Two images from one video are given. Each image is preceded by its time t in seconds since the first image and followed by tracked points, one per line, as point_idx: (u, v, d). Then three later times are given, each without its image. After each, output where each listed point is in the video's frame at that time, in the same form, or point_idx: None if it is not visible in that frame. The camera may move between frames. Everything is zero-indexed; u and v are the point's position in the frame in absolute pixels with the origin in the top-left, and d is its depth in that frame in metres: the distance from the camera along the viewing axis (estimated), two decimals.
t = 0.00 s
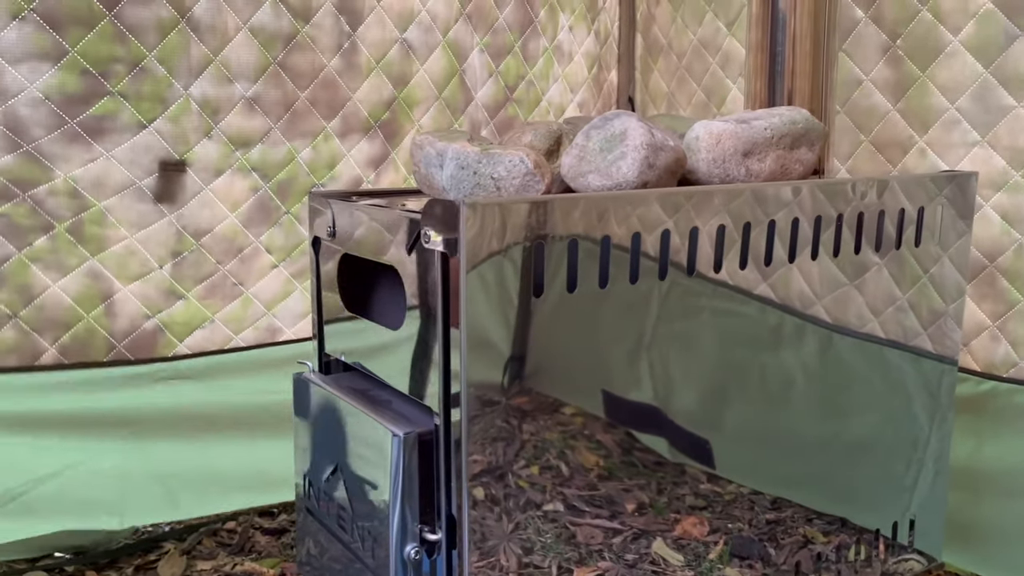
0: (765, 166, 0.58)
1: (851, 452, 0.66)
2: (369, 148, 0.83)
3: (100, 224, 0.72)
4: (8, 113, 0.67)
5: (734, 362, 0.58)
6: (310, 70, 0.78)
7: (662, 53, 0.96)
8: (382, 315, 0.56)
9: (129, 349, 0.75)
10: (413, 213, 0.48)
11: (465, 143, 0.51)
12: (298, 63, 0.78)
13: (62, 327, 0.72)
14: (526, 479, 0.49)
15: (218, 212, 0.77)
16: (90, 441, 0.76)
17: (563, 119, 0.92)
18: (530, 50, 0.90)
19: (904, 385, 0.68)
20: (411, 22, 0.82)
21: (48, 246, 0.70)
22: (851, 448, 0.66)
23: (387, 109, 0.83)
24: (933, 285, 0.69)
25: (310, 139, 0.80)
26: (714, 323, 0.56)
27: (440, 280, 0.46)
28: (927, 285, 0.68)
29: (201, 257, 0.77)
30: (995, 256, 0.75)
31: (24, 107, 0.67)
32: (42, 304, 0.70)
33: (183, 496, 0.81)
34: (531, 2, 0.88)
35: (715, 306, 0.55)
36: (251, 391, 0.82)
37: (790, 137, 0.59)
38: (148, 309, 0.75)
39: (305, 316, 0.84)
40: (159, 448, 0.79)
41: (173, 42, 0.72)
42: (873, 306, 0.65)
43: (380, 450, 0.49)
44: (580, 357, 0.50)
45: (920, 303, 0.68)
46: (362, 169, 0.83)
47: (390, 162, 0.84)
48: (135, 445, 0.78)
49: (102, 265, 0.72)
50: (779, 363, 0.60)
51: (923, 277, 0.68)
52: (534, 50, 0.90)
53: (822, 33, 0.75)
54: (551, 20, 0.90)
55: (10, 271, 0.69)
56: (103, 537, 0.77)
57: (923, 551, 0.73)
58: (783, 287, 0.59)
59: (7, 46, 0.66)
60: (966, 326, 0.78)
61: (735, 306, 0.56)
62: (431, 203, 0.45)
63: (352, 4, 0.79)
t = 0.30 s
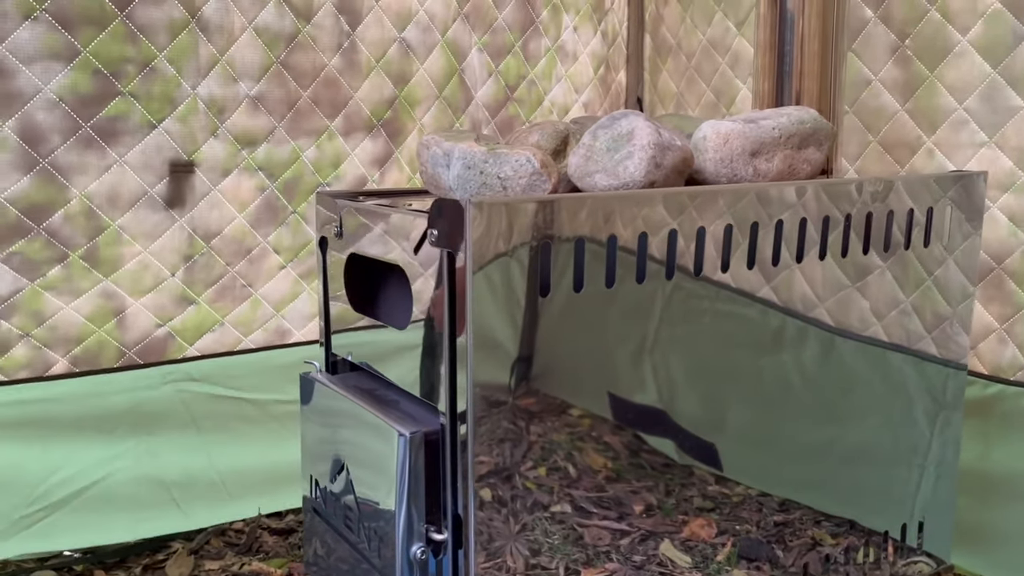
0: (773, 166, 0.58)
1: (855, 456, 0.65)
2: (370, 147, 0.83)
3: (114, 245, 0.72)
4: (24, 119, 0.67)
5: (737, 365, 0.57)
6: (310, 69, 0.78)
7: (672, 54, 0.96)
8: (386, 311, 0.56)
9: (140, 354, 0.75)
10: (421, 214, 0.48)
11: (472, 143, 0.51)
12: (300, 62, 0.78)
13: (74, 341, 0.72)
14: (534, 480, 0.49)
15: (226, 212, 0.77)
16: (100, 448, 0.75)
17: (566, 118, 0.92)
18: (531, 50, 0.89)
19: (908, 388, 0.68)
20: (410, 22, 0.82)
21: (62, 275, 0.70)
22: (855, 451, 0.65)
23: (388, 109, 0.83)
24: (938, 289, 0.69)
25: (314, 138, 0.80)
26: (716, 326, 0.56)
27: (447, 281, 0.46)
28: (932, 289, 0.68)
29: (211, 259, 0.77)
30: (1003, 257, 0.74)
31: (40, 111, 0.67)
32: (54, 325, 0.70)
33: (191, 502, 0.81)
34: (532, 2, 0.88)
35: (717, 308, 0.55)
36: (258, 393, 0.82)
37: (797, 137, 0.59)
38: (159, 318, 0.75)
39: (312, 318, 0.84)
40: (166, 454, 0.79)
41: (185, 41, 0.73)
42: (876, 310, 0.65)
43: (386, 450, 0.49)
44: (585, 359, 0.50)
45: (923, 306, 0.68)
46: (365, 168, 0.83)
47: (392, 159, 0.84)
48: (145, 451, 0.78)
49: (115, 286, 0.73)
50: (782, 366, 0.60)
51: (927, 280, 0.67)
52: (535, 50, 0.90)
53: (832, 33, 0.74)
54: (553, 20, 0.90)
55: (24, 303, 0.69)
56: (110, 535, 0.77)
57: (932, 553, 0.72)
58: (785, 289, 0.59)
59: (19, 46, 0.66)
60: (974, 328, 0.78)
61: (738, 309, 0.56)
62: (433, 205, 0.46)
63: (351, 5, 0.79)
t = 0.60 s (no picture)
0: (783, 164, 0.57)
1: (867, 458, 0.65)
2: (381, 148, 0.83)
3: (128, 250, 0.73)
4: (28, 120, 0.67)
5: (748, 365, 0.57)
6: (322, 70, 0.79)
7: (680, 53, 0.96)
8: (393, 311, 0.56)
9: (148, 352, 0.75)
10: (428, 212, 0.48)
11: (480, 141, 0.51)
12: (310, 63, 0.78)
13: (83, 341, 0.72)
14: (542, 480, 0.49)
15: (234, 212, 0.77)
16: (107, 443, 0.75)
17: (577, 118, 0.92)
18: (543, 50, 0.89)
19: (921, 388, 0.67)
20: (426, 22, 0.82)
21: (76, 283, 0.71)
22: (866, 453, 0.65)
23: (401, 109, 0.83)
24: (952, 288, 0.68)
25: (323, 139, 0.80)
26: (727, 325, 0.55)
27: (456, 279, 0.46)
28: (946, 287, 0.68)
29: (220, 259, 0.77)
30: (1016, 257, 0.74)
31: (43, 111, 0.67)
32: (66, 328, 0.71)
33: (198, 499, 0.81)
34: (544, 2, 0.88)
35: (728, 308, 0.55)
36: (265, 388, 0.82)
37: (808, 135, 0.59)
38: (168, 318, 0.76)
39: (320, 315, 0.84)
40: (173, 451, 0.79)
41: (186, 43, 0.73)
42: (890, 309, 0.64)
43: (394, 449, 0.49)
44: (594, 359, 0.50)
45: (938, 305, 0.67)
46: (375, 168, 0.83)
47: (402, 161, 0.84)
48: (152, 447, 0.78)
49: (128, 290, 0.73)
50: (794, 366, 0.59)
51: (941, 279, 0.67)
52: (547, 50, 0.89)
53: (842, 32, 0.74)
54: (565, 20, 0.90)
55: (39, 312, 0.69)
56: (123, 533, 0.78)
57: (944, 555, 0.72)
58: (799, 290, 0.58)
59: (19, 48, 0.66)
60: (985, 328, 0.77)
61: (749, 308, 0.56)
62: (441, 202, 0.45)
63: (365, 5, 0.79)
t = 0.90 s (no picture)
0: (793, 163, 0.57)
1: (876, 460, 0.65)
2: (390, 148, 0.83)
3: (139, 249, 0.73)
4: (42, 121, 0.67)
5: (755, 366, 0.57)
6: (332, 70, 0.79)
7: (690, 53, 0.95)
8: (404, 311, 0.56)
9: (156, 346, 0.76)
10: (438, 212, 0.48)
11: (489, 141, 0.51)
12: (321, 64, 0.78)
13: (93, 334, 0.72)
14: (550, 481, 0.49)
15: (244, 212, 0.77)
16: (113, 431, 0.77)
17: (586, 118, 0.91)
18: (553, 49, 0.89)
19: (931, 389, 0.67)
20: (434, 22, 0.82)
21: (88, 282, 0.71)
22: (875, 455, 0.64)
23: (409, 109, 0.83)
24: (961, 288, 0.67)
25: (332, 139, 0.80)
26: (734, 326, 0.55)
27: (465, 278, 0.46)
28: (955, 289, 0.67)
29: (229, 258, 0.77)
30: None
31: (56, 112, 0.68)
32: (77, 324, 0.71)
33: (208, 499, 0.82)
34: (553, 2, 0.88)
35: (736, 309, 0.55)
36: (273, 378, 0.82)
37: (818, 135, 0.59)
38: (176, 314, 0.76)
39: (327, 313, 0.84)
40: (181, 441, 0.80)
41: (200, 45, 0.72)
42: (897, 311, 0.64)
43: (403, 448, 0.49)
44: (602, 361, 0.50)
45: (947, 306, 0.67)
46: (384, 169, 0.83)
47: (412, 161, 0.84)
48: (159, 437, 0.79)
49: (138, 288, 0.73)
50: (802, 368, 0.59)
51: (951, 280, 0.66)
52: (556, 50, 0.89)
53: (853, 31, 0.74)
54: (573, 19, 0.89)
55: (51, 309, 0.70)
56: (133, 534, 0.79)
57: (954, 557, 0.71)
58: (805, 291, 0.58)
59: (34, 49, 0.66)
60: (998, 329, 0.77)
61: (757, 309, 0.55)
62: (449, 202, 0.46)
63: (374, 5, 0.79)
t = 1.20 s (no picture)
0: (811, 162, 0.57)
1: (892, 461, 0.64)
2: (406, 148, 0.83)
3: (156, 248, 0.74)
4: (62, 122, 0.69)
5: (770, 367, 0.57)
6: (348, 71, 0.79)
7: (702, 53, 0.95)
8: (423, 309, 0.56)
9: (171, 340, 0.76)
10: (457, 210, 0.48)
11: (506, 140, 0.51)
12: (337, 64, 0.79)
13: (108, 327, 0.73)
14: (564, 482, 0.49)
15: (261, 213, 0.78)
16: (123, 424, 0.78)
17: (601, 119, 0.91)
18: (566, 50, 0.89)
19: (948, 390, 0.67)
20: (447, 23, 0.82)
21: (104, 279, 0.72)
22: (890, 457, 0.64)
23: (425, 110, 0.83)
24: (980, 288, 0.67)
25: (349, 139, 0.80)
26: (748, 326, 0.55)
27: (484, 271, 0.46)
28: (973, 288, 0.67)
29: (246, 259, 0.78)
30: None
31: (76, 113, 0.70)
32: (93, 316, 0.72)
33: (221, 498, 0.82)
34: (566, 2, 0.88)
35: (749, 309, 0.54)
36: (286, 374, 0.83)
37: (835, 133, 0.58)
38: (191, 311, 0.76)
39: (344, 312, 0.84)
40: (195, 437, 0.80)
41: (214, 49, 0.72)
42: (914, 310, 0.64)
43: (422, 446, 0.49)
44: (616, 361, 0.50)
45: (965, 305, 0.67)
46: (400, 169, 0.83)
47: (428, 162, 0.84)
48: (170, 431, 0.80)
49: (154, 286, 0.74)
50: (816, 368, 0.59)
51: (968, 279, 0.66)
52: (570, 50, 0.89)
53: (870, 29, 0.73)
54: (588, 20, 0.89)
55: (67, 302, 0.71)
56: (149, 531, 0.76)
57: (972, 558, 0.71)
58: (821, 290, 0.58)
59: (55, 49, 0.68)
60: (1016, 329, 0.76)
61: (771, 309, 0.55)
62: (468, 200, 0.46)
63: (391, 7, 0.80)
